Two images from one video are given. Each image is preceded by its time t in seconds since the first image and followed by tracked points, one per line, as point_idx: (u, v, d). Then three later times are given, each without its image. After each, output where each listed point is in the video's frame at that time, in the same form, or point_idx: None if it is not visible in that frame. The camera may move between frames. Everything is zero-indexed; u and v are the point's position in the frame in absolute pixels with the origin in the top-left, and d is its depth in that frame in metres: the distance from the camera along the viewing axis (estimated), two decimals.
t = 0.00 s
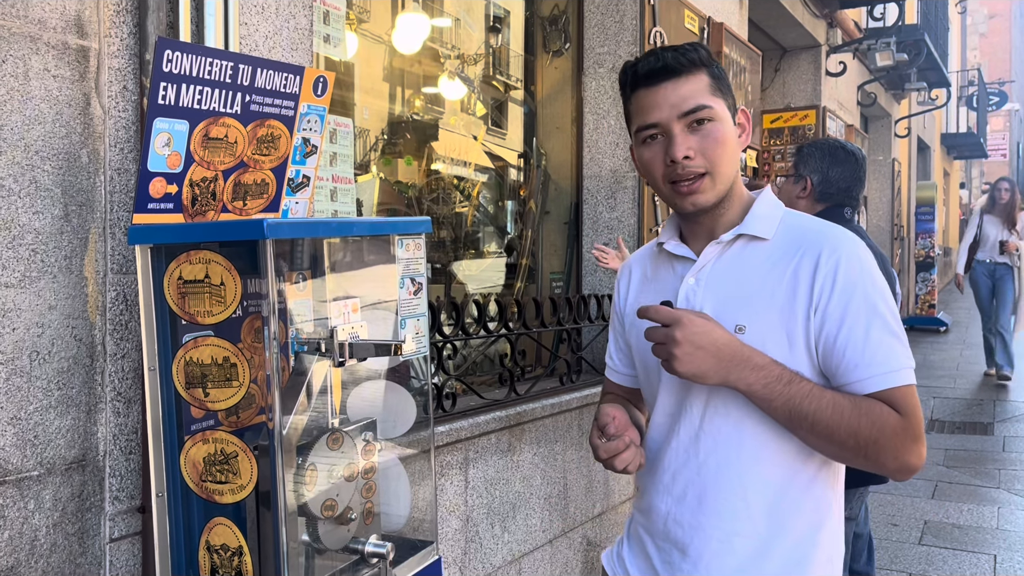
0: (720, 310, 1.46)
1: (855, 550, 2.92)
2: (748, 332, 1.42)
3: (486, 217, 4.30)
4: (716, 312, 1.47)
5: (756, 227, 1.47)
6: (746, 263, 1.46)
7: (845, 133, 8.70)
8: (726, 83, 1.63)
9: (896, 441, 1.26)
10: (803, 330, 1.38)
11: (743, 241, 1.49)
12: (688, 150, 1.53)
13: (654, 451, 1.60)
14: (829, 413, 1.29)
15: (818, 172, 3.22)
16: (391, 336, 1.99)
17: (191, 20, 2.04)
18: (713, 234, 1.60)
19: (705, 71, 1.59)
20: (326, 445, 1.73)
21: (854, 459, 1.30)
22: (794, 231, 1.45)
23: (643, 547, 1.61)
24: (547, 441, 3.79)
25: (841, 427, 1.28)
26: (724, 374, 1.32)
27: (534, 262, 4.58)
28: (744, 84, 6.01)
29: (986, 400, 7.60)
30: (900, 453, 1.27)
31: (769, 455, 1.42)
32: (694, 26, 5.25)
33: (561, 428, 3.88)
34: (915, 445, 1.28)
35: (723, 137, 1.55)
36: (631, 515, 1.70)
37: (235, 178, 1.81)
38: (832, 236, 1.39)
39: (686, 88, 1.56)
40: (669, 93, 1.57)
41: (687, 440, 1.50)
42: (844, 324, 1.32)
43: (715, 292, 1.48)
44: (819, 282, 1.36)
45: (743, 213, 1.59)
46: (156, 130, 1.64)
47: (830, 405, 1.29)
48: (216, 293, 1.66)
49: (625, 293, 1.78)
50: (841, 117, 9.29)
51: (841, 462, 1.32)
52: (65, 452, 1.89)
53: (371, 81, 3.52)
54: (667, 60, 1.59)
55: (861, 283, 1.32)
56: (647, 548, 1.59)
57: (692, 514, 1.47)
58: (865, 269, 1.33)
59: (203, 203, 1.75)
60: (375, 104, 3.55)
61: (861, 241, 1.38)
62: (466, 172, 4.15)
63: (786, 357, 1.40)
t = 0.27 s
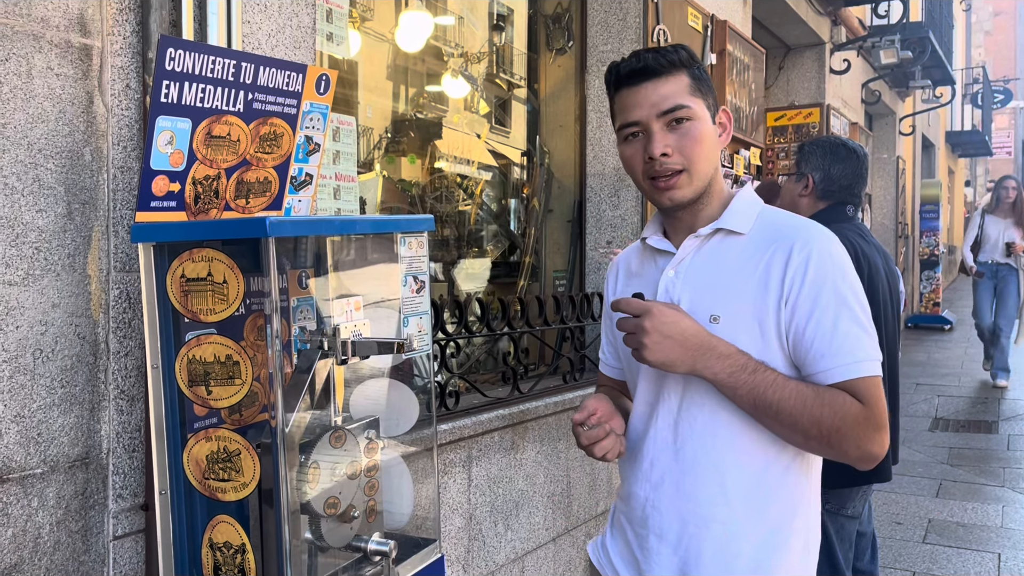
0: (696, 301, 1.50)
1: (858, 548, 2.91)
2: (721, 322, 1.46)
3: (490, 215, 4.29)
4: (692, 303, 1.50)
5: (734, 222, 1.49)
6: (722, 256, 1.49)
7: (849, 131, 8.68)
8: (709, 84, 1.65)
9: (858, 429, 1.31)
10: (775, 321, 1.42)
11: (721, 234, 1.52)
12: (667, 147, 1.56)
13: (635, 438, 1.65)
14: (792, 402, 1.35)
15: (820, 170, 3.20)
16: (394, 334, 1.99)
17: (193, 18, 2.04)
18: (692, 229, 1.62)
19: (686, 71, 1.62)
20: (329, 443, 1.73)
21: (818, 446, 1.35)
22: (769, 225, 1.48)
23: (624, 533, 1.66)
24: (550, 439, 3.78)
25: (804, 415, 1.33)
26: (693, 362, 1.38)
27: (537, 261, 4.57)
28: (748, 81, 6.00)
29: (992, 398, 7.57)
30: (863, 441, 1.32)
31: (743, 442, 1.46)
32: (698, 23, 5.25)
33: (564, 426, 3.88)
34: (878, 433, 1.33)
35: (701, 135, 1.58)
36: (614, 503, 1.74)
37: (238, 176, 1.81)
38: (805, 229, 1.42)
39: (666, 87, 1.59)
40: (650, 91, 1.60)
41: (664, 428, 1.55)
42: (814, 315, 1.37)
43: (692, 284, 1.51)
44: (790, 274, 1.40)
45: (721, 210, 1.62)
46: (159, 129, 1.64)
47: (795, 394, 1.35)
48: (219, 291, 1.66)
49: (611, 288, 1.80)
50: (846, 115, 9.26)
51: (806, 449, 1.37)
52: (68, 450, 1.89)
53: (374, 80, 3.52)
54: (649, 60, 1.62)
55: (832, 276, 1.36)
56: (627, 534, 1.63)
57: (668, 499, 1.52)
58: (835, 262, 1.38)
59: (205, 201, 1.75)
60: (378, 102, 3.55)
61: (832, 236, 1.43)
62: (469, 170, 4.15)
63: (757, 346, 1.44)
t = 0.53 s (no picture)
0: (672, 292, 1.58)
1: (860, 547, 2.90)
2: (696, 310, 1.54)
3: (492, 213, 4.28)
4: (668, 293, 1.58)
5: (709, 216, 1.57)
6: (698, 248, 1.57)
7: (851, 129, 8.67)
8: (687, 83, 1.69)
9: (820, 411, 1.38)
10: (746, 307, 1.49)
11: (697, 229, 1.59)
12: (644, 148, 1.61)
13: (619, 430, 1.74)
14: (759, 376, 1.41)
15: (821, 168, 3.19)
16: (395, 332, 1.98)
17: (195, 16, 2.04)
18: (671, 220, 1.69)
19: (663, 73, 1.66)
20: (331, 442, 1.72)
21: (781, 426, 1.41)
22: (743, 219, 1.56)
23: (610, 524, 1.73)
24: (552, 437, 3.78)
25: (771, 393, 1.40)
26: (670, 328, 1.44)
27: (539, 259, 4.57)
28: (750, 79, 5.99)
29: (994, 397, 7.56)
30: (823, 423, 1.38)
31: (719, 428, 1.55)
32: (701, 21, 5.24)
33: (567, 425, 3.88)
34: (843, 414, 1.39)
35: (678, 135, 1.63)
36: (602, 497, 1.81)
37: (239, 175, 1.81)
38: (778, 221, 1.50)
39: (644, 88, 1.63)
40: (628, 93, 1.65)
41: (647, 415, 1.64)
42: (781, 302, 1.44)
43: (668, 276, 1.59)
44: (762, 261, 1.47)
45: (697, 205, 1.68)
46: (160, 127, 1.64)
47: (761, 371, 1.41)
48: (221, 289, 1.67)
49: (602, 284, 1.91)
50: (849, 113, 9.25)
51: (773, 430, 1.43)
52: (71, 448, 1.90)
53: (376, 78, 3.52)
54: (627, 62, 1.66)
55: (799, 266, 1.44)
56: (614, 524, 1.71)
57: (650, 485, 1.61)
58: (805, 253, 1.45)
59: (208, 199, 1.76)
60: (381, 101, 3.55)
61: (802, 228, 1.50)
62: (471, 169, 4.14)
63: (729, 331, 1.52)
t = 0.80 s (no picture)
0: (664, 288, 1.65)
1: (862, 545, 2.90)
2: (688, 307, 1.61)
3: (494, 211, 4.28)
4: (660, 290, 1.65)
5: (697, 216, 1.65)
6: (687, 246, 1.65)
7: (853, 128, 8.67)
8: (648, 97, 1.69)
9: (810, 401, 1.44)
10: (736, 304, 1.57)
11: (685, 228, 1.67)
12: (607, 180, 1.68)
13: (610, 426, 1.75)
14: (747, 378, 1.47)
15: (822, 166, 3.18)
16: (396, 330, 1.98)
17: (196, 13, 2.04)
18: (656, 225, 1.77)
19: (620, 97, 1.67)
20: (332, 439, 1.72)
21: (774, 421, 1.47)
22: (730, 218, 1.64)
23: (605, 521, 1.73)
24: (553, 435, 3.78)
25: (761, 391, 1.46)
26: (654, 345, 1.50)
27: (541, 257, 4.57)
28: (752, 77, 5.99)
29: (996, 395, 7.56)
30: (815, 413, 1.44)
31: (714, 422, 1.58)
32: (703, 20, 5.23)
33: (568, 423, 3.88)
34: (831, 404, 1.46)
35: (639, 162, 1.67)
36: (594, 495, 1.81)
37: (241, 172, 1.81)
38: (761, 220, 1.58)
39: (599, 120, 1.67)
40: (587, 126, 1.70)
41: (642, 411, 1.66)
42: (770, 296, 1.52)
43: (660, 273, 1.66)
44: (749, 260, 1.55)
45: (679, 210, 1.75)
46: (161, 124, 1.64)
47: (750, 369, 1.48)
48: (222, 287, 1.66)
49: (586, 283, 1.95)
50: (851, 111, 9.24)
51: (765, 424, 1.49)
52: (72, 446, 1.90)
53: (378, 77, 3.51)
54: (584, 95, 1.70)
55: (786, 261, 1.52)
56: (609, 521, 1.71)
57: (647, 480, 1.62)
58: (789, 250, 1.53)
59: (209, 196, 1.75)
60: (383, 99, 3.55)
61: (787, 224, 1.59)
62: (473, 167, 4.13)
63: (722, 329, 1.59)
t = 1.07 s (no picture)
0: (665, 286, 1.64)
1: (862, 543, 2.90)
2: (689, 304, 1.61)
3: (494, 210, 4.27)
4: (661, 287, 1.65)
5: (697, 214, 1.65)
6: (688, 245, 1.65)
7: (854, 126, 8.67)
8: (636, 101, 1.69)
9: (812, 393, 1.45)
10: (738, 300, 1.58)
11: (685, 225, 1.67)
12: (600, 187, 1.69)
13: (609, 422, 1.74)
14: (752, 365, 1.47)
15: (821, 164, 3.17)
16: (397, 328, 1.98)
17: (196, 11, 2.04)
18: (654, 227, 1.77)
19: (609, 103, 1.68)
20: (332, 437, 1.72)
21: (776, 412, 1.47)
22: (731, 217, 1.64)
23: (601, 518, 1.72)
24: (554, 434, 3.78)
25: (765, 379, 1.46)
26: (667, 320, 1.49)
27: (542, 255, 4.57)
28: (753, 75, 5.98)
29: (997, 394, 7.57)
30: (816, 407, 1.45)
31: (715, 416, 1.59)
32: (703, 18, 5.23)
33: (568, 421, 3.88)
34: (832, 398, 1.47)
35: (632, 167, 1.67)
36: (588, 493, 1.80)
37: (241, 170, 1.80)
38: (764, 218, 1.60)
39: (590, 128, 1.68)
40: (578, 134, 1.70)
41: (642, 405, 1.66)
42: (772, 294, 1.52)
43: (661, 270, 1.66)
44: (752, 255, 1.56)
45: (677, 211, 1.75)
46: (162, 122, 1.64)
47: (753, 359, 1.48)
48: (222, 284, 1.66)
49: (579, 283, 1.95)
50: (852, 110, 9.23)
51: (766, 417, 1.50)
52: (72, 444, 1.90)
53: (379, 75, 3.51)
54: (574, 104, 1.71)
55: (787, 260, 1.53)
56: (604, 517, 1.70)
57: (647, 474, 1.62)
58: (791, 247, 1.55)
59: (209, 194, 1.75)
60: (383, 97, 3.55)
61: (787, 224, 1.59)
62: (473, 166, 4.13)
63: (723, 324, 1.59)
